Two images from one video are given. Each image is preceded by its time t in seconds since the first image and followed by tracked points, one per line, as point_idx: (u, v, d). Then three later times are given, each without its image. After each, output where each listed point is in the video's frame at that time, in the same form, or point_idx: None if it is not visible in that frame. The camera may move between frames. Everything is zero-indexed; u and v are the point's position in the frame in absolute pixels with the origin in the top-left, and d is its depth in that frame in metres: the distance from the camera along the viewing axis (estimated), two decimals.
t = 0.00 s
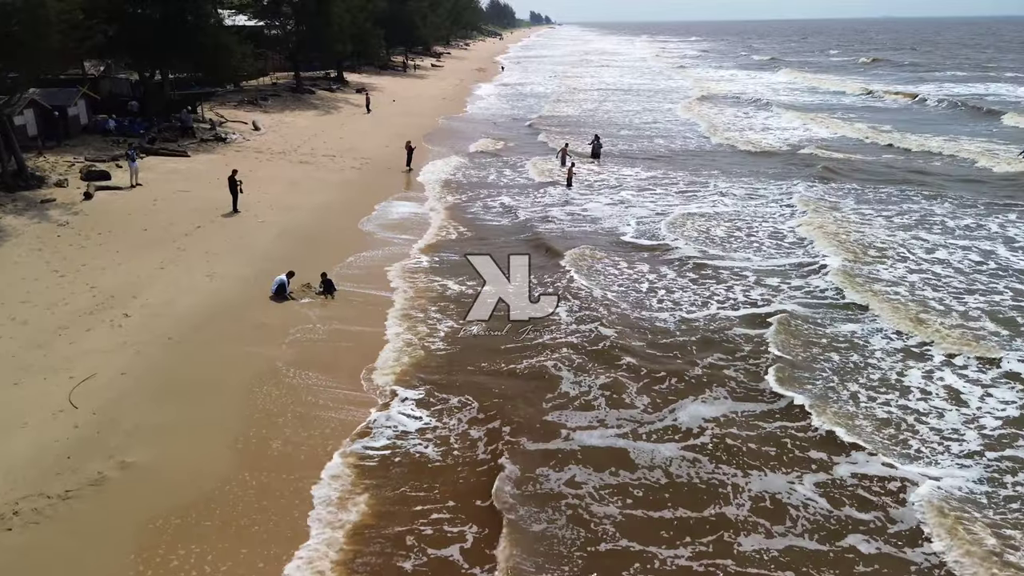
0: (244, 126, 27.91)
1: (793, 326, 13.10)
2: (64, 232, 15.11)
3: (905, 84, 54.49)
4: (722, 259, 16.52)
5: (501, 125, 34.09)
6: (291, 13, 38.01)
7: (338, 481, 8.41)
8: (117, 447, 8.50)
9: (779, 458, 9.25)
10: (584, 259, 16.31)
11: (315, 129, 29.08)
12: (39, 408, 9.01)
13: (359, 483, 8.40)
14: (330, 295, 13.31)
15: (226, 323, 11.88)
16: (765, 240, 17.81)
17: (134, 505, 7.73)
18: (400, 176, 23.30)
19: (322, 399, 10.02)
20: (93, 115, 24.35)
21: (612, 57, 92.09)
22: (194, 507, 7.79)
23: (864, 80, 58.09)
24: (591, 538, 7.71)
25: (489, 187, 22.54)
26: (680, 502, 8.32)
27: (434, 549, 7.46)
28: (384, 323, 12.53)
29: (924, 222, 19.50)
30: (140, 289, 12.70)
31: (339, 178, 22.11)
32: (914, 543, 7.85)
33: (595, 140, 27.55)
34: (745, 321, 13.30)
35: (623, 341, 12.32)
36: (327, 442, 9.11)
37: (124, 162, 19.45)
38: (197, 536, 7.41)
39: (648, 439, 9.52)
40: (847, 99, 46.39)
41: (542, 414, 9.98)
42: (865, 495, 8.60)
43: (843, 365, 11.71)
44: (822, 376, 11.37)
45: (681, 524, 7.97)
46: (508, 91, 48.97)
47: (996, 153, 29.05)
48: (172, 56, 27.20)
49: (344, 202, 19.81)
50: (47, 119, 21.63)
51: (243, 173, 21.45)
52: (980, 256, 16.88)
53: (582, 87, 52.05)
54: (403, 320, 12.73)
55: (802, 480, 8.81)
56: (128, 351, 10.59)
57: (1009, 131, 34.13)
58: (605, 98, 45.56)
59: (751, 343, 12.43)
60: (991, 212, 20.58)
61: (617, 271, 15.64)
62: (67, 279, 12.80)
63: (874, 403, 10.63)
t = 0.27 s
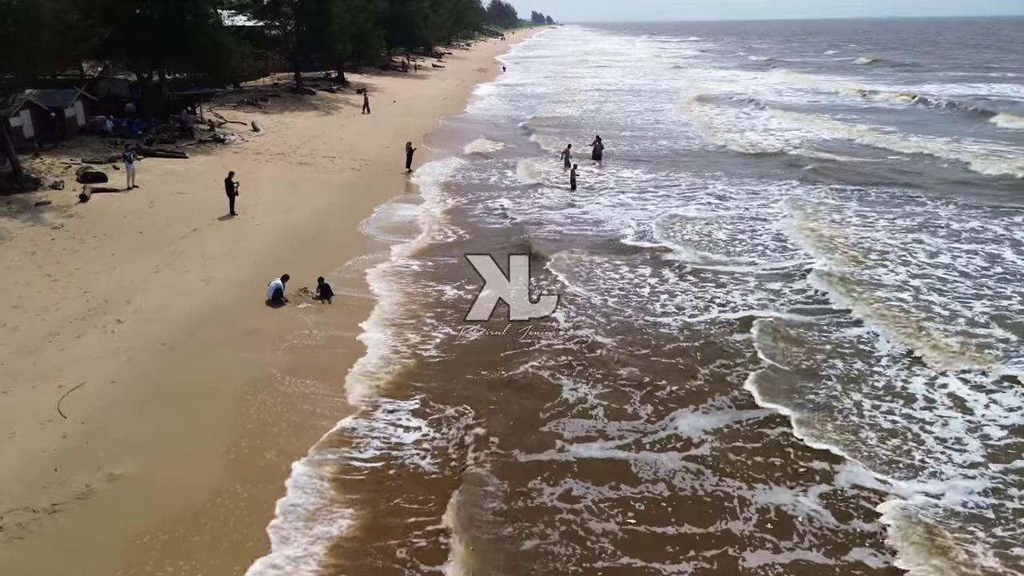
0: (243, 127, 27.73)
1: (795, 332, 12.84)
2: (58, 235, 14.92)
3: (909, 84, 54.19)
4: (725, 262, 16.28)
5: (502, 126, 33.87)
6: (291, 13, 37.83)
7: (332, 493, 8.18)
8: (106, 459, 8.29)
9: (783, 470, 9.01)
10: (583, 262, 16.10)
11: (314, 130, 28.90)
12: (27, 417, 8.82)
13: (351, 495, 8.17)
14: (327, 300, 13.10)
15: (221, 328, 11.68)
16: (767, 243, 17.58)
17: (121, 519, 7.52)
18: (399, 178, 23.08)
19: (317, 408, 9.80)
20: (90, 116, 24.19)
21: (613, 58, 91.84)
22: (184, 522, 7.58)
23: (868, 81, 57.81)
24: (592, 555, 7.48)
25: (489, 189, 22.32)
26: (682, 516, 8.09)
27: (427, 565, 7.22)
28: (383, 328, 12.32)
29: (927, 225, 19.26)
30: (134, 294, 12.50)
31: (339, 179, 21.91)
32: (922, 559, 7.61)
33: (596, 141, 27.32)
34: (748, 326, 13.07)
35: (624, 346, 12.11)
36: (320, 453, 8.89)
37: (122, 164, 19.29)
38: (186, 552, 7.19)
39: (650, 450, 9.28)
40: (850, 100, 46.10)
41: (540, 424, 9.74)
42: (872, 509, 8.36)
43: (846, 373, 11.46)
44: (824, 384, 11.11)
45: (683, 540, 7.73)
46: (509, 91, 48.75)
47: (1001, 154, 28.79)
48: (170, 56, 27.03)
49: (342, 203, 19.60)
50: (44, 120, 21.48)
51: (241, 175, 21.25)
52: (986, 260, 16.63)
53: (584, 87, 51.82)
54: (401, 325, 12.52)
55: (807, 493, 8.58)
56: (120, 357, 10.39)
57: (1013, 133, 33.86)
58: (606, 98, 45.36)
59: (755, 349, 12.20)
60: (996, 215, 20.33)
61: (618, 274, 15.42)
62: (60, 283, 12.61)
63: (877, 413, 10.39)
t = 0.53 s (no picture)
0: (241, 128, 27.52)
1: (797, 338, 12.60)
2: (51, 239, 14.72)
3: (912, 85, 53.88)
4: (728, 265, 16.04)
5: (502, 127, 33.64)
6: (291, 13, 37.64)
7: (326, 507, 7.95)
8: (94, 471, 8.10)
9: (785, 483, 8.78)
10: (583, 266, 15.88)
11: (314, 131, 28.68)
12: (14, 427, 8.62)
13: (341, 508, 7.92)
14: (326, 305, 12.89)
15: (214, 334, 11.47)
16: (770, 246, 17.34)
17: (110, 533, 7.32)
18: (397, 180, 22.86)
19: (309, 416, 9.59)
20: (88, 118, 24.01)
21: (614, 58, 91.50)
22: (174, 536, 7.38)
23: (871, 81, 57.49)
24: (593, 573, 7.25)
25: (488, 191, 22.10)
26: (684, 532, 7.85)
27: None
28: (380, 334, 12.09)
29: (931, 228, 19.02)
30: (127, 298, 12.30)
31: (338, 181, 21.72)
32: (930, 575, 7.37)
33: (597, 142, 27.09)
34: (754, 331, 12.83)
35: (626, 353, 11.89)
36: (313, 464, 8.67)
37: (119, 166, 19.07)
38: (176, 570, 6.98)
39: (650, 462, 9.05)
40: (854, 100, 45.80)
41: (537, 433, 9.53)
42: (877, 522, 8.14)
43: (850, 380, 11.24)
44: (827, 393, 10.87)
45: (686, 558, 7.49)
46: (510, 92, 48.49)
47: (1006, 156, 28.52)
48: (168, 57, 26.84)
49: (340, 205, 19.37)
50: (40, 121, 21.30)
51: (239, 176, 21.05)
52: (992, 263, 16.38)
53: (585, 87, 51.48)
54: (399, 330, 12.30)
55: (811, 506, 8.34)
56: (111, 365, 10.19)
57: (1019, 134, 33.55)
58: (608, 99, 45.12)
59: (759, 355, 11.98)
60: (1002, 218, 20.08)
61: (620, 278, 15.18)
62: (52, 287, 12.41)
63: (880, 422, 10.16)
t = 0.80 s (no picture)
0: (239, 129, 27.31)
1: (799, 344, 12.37)
2: (45, 242, 14.53)
3: (916, 86, 53.59)
4: (731, 268, 15.79)
5: (503, 127, 33.41)
6: (291, 13, 37.44)
7: (316, 520, 7.72)
8: (82, 482, 7.91)
9: (789, 495, 8.55)
10: (584, 269, 15.65)
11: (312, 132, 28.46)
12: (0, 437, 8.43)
13: (331, 522, 7.68)
14: (322, 310, 12.66)
15: (207, 339, 11.27)
16: (772, 249, 17.10)
17: (95, 547, 7.12)
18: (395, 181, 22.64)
19: (302, 424, 9.38)
20: (85, 118, 23.82)
21: (615, 58, 91.16)
22: (161, 551, 7.18)
23: (875, 82, 57.19)
24: None
25: (488, 193, 21.90)
26: (685, 547, 7.63)
27: None
28: (376, 339, 11.87)
29: (936, 231, 18.78)
30: (120, 303, 12.12)
31: (336, 182, 21.52)
32: None
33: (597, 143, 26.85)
34: (759, 336, 12.58)
35: (627, 360, 11.65)
36: (303, 474, 8.45)
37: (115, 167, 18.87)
38: None
39: (650, 474, 8.83)
40: (857, 101, 45.53)
41: (534, 443, 9.32)
42: (882, 536, 7.91)
43: (853, 387, 11.01)
44: (829, 400, 10.65)
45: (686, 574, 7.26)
46: (511, 92, 48.26)
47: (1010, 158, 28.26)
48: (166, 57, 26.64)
49: (337, 207, 19.17)
50: (36, 122, 21.11)
51: (236, 178, 20.84)
52: (997, 267, 16.13)
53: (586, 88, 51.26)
54: (396, 335, 12.07)
55: (814, 520, 8.11)
56: (101, 371, 10.00)
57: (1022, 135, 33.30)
58: (609, 99, 44.86)
59: (763, 361, 11.74)
60: (1007, 220, 19.83)
61: (621, 282, 14.94)
62: (44, 292, 12.22)
63: (884, 431, 9.93)
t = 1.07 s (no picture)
0: (238, 129, 27.11)
1: (802, 349, 12.15)
2: (38, 245, 14.35)
3: (919, 86, 53.25)
4: (733, 272, 15.56)
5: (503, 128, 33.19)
6: (291, 13, 37.23)
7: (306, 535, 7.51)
8: (69, 495, 7.71)
9: (791, 508, 8.32)
10: (583, 273, 15.43)
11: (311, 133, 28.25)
12: None
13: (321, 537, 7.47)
14: (318, 315, 12.44)
15: (200, 345, 11.06)
16: (773, 251, 16.87)
17: (80, 563, 6.92)
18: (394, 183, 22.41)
19: (292, 432, 9.17)
20: (82, 120, 23.64)
21: (616, 58, 90.85)
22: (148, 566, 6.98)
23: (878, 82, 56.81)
24: None
25: (488, 195, 21.66)
26: (685, 564, 7.40)
27: None
28: (372, 345, 11.64)
29: (940, 234, 18.55)
30: (113, 307, 11.92)
31: (335, 183, 21.32)
32: None
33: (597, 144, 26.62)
34: (763, 342, 12.37)
35: (627, 367, 11.42)
36: (295, 486, 8.23)
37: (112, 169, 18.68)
38: None
39: (650, 486, 8.61)
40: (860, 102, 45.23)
41: (531, 454, 9.11)
42: (886, 553, 7.70)
43: (856, 394, 10.79)
44: (833, 408, 10.43)
45: None
46: (512, 92, 48.02)
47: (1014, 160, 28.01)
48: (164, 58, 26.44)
49: (335, 208, 18.97)
50: (32, 123, 20.94)
51: (233, 179, 20.64)
52: (1002, 271, 15.90)
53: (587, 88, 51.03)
54: (392, 341, 11.85)
55: (816, 535, 7.90)
56: (92, 378, 9.81)
57: None
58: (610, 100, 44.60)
59: (766, 368, 11.52)
60: (1014, 224, 19.57)
61: (621, 286, 14.71)
62: (36, 296, 12.04)
63: (887, 439, 9.72)
